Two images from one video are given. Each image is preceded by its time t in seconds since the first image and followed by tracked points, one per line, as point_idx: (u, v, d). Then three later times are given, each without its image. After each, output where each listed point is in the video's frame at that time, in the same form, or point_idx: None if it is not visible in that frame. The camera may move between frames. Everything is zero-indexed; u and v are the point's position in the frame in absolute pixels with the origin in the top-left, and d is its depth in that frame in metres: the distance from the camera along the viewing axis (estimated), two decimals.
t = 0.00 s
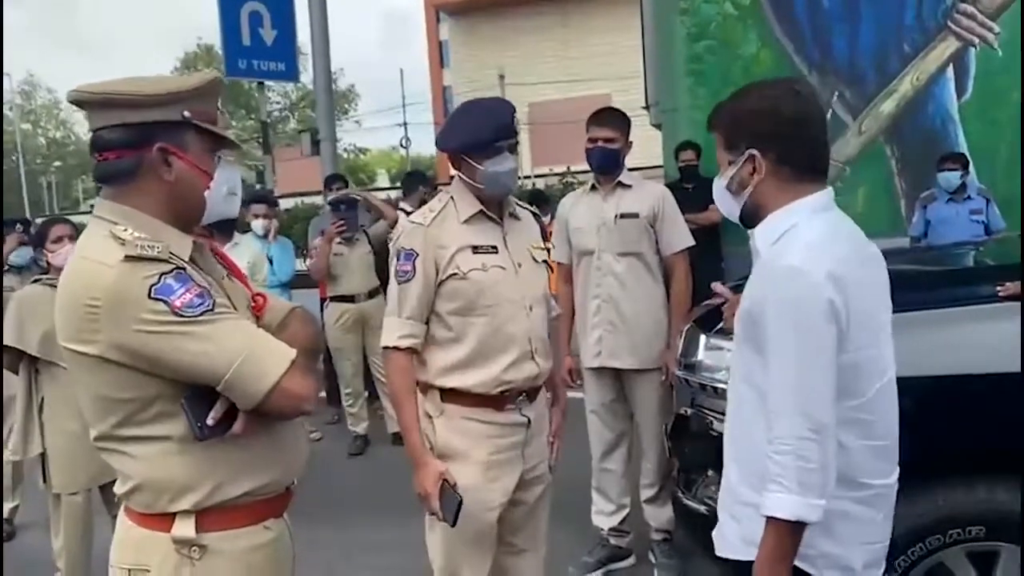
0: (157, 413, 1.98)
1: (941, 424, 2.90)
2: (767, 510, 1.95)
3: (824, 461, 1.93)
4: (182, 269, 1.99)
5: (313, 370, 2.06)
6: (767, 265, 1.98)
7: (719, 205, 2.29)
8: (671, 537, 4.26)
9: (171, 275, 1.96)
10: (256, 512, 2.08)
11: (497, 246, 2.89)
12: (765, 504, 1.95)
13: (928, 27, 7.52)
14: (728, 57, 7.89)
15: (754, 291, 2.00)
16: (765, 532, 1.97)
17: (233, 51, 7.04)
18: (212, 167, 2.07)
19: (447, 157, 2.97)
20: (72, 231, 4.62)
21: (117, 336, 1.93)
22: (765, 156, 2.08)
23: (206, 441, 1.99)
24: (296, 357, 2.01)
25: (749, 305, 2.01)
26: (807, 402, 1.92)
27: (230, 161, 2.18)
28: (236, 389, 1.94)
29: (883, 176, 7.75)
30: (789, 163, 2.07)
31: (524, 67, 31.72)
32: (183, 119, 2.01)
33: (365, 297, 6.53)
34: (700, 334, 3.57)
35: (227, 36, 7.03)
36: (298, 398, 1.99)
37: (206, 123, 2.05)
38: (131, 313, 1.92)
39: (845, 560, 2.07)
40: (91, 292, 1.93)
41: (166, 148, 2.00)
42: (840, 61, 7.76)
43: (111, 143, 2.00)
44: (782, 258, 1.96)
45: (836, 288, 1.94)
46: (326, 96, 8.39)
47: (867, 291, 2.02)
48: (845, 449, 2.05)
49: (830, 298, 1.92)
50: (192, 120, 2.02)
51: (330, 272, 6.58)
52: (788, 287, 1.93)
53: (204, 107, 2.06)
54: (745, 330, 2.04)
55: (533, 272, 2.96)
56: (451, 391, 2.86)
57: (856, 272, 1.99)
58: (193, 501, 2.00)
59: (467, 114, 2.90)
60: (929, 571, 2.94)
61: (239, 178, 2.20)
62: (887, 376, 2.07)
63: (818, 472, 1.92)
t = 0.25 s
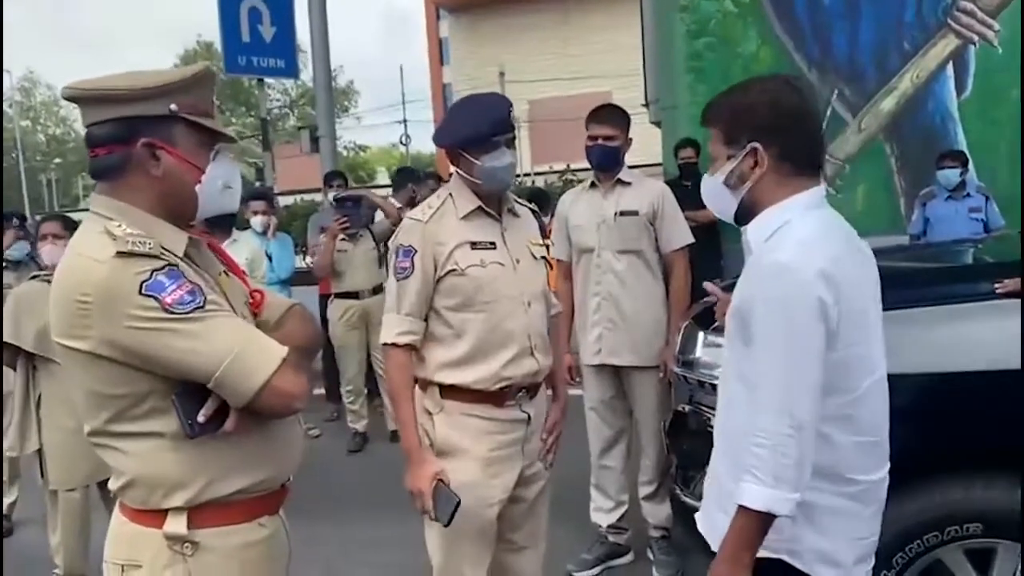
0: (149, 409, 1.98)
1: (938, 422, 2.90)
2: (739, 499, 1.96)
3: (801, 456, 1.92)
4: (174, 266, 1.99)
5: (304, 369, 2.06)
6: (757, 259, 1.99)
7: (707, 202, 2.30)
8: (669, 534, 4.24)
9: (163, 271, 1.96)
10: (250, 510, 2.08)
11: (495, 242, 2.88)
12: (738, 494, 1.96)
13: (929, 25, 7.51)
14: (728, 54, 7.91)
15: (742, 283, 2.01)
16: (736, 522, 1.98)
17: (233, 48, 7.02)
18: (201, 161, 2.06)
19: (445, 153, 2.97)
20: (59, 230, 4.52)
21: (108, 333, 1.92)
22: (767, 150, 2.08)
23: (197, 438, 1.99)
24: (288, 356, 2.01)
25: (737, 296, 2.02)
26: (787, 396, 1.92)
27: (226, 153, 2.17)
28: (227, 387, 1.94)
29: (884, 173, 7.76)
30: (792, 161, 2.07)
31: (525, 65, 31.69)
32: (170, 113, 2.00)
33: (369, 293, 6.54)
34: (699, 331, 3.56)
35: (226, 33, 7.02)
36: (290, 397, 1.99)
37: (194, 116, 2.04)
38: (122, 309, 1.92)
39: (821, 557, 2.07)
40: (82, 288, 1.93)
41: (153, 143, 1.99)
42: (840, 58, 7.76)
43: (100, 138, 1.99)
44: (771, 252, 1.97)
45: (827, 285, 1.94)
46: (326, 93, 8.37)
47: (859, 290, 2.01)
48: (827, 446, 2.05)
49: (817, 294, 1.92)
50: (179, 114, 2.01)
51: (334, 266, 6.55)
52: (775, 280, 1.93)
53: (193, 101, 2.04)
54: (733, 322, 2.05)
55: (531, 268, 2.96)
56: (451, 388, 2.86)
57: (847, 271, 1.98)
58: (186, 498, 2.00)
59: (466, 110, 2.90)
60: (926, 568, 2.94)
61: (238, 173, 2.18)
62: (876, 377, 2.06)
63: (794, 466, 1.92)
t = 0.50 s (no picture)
0: (143, 408, 1.98)
1: (936, 419, 2.90)
2: (757, 496, 1.95)
3: (820, 452, 1.92)
4: (167, 265, 1.99)
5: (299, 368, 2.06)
6: (774, 254, 1.98)
7: (707, 212, 2.28)
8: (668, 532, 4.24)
9: (155, 270, 1.96)
10: (245, 509, 2.08)
11: (494, 239, 2.88)
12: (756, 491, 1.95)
13: (928, 23, 7.50)
14: (728, 51, 7.89)
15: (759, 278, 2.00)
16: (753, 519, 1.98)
17: (232, 46, 7.02)
18: (198, 158, 2.05)
19: (443, 149, 2.98)
20: (51, 227, 4.44)
21: (100, 331, 1.92)
22: (773, 146, 2.08)
23: (191, 437, 1.99)
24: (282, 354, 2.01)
25: (753, 292, 2.01)
26: (808, 393, 1.91)
27: (226, 149, 2.15)
28: (219, 385, 1.94)
29: (883, 170, 7.75)
30: (795, 153, 2.08)
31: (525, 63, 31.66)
32: (167, 110, 2.00)
33: (374, 290, 6.56)
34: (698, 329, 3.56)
35: (226, 30, 7.01)
36: (283, 397, 1.99)
37: (193, 114, 2.04)
38: (114, 307, 1.92)
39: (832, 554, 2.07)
40: (76, 286, 1.93)
41: (148, 140, 1.99)
42: (840, 55, 7.77)
43: (97, 136, 1.99)
44: (789, 247, 1.96)
45: (849, 281, 1.94)
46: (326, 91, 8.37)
47: (871, 287, 2.02)
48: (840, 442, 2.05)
49: (838, 291, 1.92)
50: (177, 111, 2.01)
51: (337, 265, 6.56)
52: (796, 275, 1.92)
53: (192, 99, 2.04)
54: (748, 318, 2.04)
55: (531, 265, 2.96)
56: (450, 386, 2.86)
57: (862, 268, 2.00)
58: (181, 496, 2.00)
59: (464, 107, 2.89)
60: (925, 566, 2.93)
61: (236, 171, 2.16)
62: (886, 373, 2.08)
63: (812, 462, 1.92)
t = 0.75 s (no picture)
0: (146, 406, 1.98)
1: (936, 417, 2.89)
2: (808, 497, 1.93)
3: (865, 447, 1.92)
4: (169, 264, 1.99)
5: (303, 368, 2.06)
6: (805, 253, 1.98)
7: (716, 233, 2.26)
8: (668, 531, 4.25)
9: (157, 268, 1.96)
10: (247, 508, 2.08)
11: (494, 237, 2.88)
12: (806, 492, 1.93)
13: (929, 21, 7.46)
14: (728, 50, 7.85)
15: (792, 278, 1.99)
16: (803, 521, 1.95)
17: (232, 44, 7.01)
18: (199, 159, 2.05)
19: (443, 153, 2.98)
20: (52, 227, 4.42)
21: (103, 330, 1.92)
22: (774, 154, 2.08)
23: (194, 436, 1.99)
24: (285, 353, 2.01)
25: (787, 293, 2.00)
26: (852, 388, 1.91)
27: (226, 152, 2.15)
28: (220, 385, 1.93)
29: (884, 170, 7.75)
30: (795, 151, 2.10)
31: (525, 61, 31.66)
32: (169, 111, 1.99)
33: (377, 288, 6.56)
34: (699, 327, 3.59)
35: (225, 29, 7.00)
36: (285, 396, 1.98)
37: (196, 116, 2.03)
38: (116, 306, 1.92)
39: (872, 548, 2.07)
40: (78, 285, 1.93)
41: (150, 140, 1.99)
42: (840, 56, 7.73)
43: (101, 134, 1.98)
44: (818, 246, 1.97)
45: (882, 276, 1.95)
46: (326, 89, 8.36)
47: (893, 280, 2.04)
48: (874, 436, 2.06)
49: (874, 285, 1.92)
50: (180, 112, 2.01)
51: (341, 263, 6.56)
52: (833, 273, 1.92)
53: (195, 100, 2.04)
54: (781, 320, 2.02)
55: (531, 264, 2.95)
56: (450, 386, 2.86)
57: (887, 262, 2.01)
58: (183, 495, 2.00)
59: (463, 109, 2.89)
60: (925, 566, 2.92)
61: (237, 172, 2.16)
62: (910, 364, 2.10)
63: (859, 458, 1.91)
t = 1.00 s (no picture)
0: (150, 404, 1.98)
1: (937, 416, 2.89)
2: (833, 501, 1.92)
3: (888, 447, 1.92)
4: (175, 261, 1.99)
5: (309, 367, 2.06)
6: (818, 255, 1.97)
7: (714, 224, 2.27)
8: (669, 530, 4.25)
9: (163, 266, 1.96)
10: (251, 505, 2.08)
11: (494, 236, 2.88)
12: (832, 497, 1.92)
13: (930, 20, 7.46)
14: (729, 49, 7.84)
15: (807, 281, 1.97)
16: (829, 525, 1.94)
17: (233, 44, 7.01)
18: (205, 160, 2.04)
19: (443, 156, 2.98)
20: (57, 227, 4.42)
21: (108, 327, 1.92)
22: (774, 160, 2.08)
23: (199, 433, 1.99)
24: (291, 350, 2.01)
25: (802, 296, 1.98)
26: (875, 389, 1.90)
27: (233, 155, 2.14)
28: (226, 382, 1.94)
29: (886, 169, 7.74)
30: (796, 156, 2.08)
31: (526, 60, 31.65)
32: (176, 112, 2.00)
33: (378, 288, 6.55)
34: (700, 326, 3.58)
35: (226, 28, 6.99)
36: (291, 394, 1.98)
37: (203, 117, 2.03)
38: (122, 303, 1.91)
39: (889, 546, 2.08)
40: (84, 282, 1.93)
41: (156, 139, 1.99)
42: (841, 55, 7.72)
43: (110, 132, 1.99)
44: (831, 248, 1.96)
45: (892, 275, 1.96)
46: (326, 88, 8.35)
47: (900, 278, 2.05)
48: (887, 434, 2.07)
49: (889, 285, 1.92)
50: (187, 113, 2.01)
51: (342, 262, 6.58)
52: (850, 274, 1.91)
53: (203, 102, 2.04)
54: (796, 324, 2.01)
55: (532, 264, 2.95)
56: (451, 385, 2.86)
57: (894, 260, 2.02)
58: (187, 493, 2.00)
59: (463, 112, 2.89)
60: (927, 565, 2.92)
61: (243, 176, 2.14)
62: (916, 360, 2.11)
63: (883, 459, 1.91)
